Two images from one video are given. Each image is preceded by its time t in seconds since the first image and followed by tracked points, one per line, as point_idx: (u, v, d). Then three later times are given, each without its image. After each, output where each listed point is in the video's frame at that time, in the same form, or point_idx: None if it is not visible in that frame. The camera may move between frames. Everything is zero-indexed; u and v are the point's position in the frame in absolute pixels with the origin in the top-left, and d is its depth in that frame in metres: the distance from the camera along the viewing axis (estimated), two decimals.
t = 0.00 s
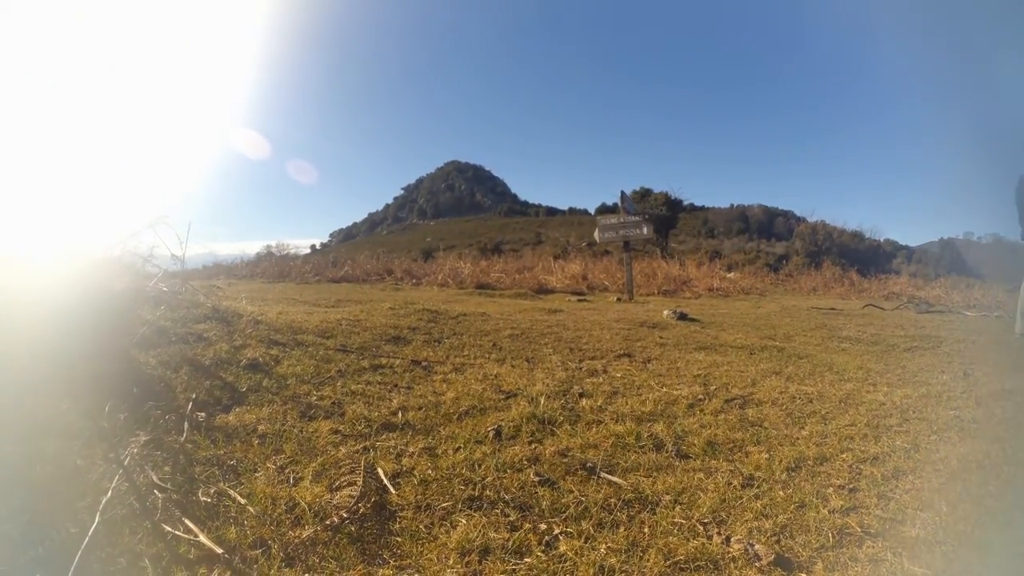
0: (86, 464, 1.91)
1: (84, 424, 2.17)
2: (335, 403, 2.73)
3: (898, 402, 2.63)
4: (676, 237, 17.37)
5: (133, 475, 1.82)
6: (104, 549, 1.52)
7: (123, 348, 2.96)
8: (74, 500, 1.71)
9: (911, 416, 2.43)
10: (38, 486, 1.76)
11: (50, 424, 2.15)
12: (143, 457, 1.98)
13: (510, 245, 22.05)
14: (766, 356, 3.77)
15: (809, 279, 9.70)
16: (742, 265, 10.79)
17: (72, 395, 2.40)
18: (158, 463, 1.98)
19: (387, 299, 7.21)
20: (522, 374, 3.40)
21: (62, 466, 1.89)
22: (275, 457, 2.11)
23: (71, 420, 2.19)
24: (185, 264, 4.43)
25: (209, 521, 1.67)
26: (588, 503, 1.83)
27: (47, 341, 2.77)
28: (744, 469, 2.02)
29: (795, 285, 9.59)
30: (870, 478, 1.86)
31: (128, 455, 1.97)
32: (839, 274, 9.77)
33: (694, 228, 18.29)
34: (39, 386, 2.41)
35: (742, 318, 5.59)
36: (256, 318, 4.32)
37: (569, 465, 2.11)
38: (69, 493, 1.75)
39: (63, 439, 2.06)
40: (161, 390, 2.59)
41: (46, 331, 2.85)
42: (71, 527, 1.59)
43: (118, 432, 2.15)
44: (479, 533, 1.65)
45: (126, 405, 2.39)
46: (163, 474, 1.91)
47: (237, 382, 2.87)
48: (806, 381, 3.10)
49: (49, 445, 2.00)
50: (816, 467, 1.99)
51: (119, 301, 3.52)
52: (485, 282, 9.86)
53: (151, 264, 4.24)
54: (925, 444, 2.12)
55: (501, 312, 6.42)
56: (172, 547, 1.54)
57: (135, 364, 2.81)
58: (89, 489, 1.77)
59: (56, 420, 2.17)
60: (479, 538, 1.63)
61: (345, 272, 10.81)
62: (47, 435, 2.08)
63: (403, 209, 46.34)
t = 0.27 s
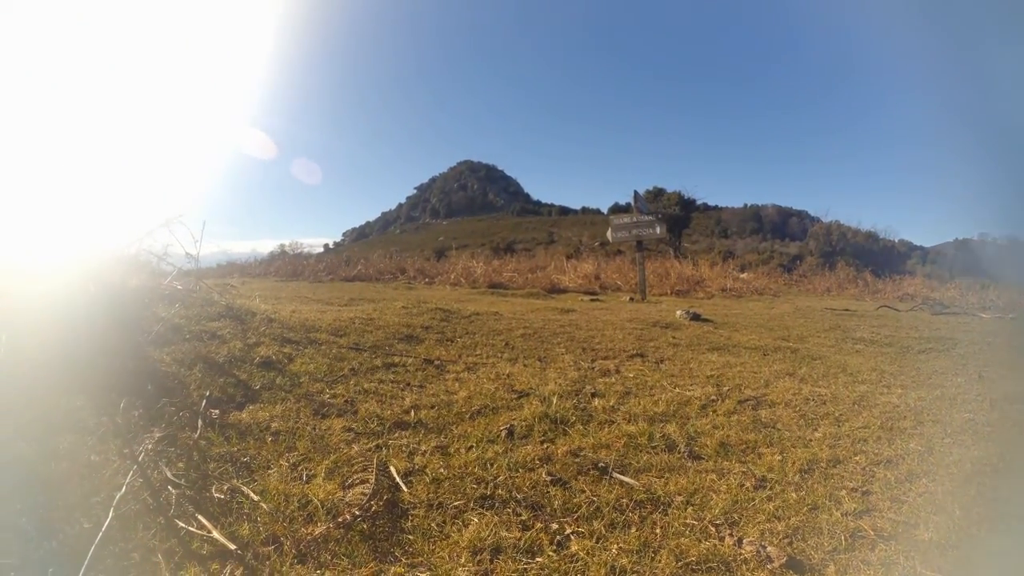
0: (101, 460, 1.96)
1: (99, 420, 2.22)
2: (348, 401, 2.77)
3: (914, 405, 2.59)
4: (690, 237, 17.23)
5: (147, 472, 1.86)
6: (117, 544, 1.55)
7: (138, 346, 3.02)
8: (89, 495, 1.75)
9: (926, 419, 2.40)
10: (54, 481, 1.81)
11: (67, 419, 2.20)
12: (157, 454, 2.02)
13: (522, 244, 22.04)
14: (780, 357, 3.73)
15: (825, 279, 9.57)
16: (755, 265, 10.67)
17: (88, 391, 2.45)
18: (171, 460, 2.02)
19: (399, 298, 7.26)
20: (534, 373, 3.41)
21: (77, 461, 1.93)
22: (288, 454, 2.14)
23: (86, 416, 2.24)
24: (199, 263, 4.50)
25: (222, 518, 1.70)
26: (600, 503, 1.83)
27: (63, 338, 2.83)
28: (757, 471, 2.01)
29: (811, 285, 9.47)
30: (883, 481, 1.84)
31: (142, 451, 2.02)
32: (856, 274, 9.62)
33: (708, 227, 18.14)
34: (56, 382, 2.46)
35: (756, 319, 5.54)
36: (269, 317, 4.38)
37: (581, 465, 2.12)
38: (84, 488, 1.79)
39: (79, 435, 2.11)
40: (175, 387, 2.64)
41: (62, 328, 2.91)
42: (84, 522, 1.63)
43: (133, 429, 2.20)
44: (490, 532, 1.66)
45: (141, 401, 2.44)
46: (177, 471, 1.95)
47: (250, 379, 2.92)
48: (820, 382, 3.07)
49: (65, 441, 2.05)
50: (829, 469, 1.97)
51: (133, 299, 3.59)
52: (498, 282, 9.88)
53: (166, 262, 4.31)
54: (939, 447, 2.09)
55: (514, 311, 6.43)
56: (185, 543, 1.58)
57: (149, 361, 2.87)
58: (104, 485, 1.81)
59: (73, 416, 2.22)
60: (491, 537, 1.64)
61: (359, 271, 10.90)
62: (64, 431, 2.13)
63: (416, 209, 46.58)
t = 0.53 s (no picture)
0: (114, 457, 2.00)
1: (113, 418, 2.26)
2: (360, 401, 2.80)
3: (927, 407, 2.56)
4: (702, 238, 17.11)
5: (160, 470, 1.89)
6: (130, 542, 1.58)
7: (151, 345, 3.07)
8: (102, 492, 1.79)
9: (939, 421, 2.37)
10: (68, 479, 1.84)
11: (80, 416, 2.24)
12: (170, 452, 2.06)
13: (534, 245, 22.03)
14: (793, 358, 3.70)
15: (840, 279, 9.45)
16: (768, 266, 10.57)
17: (101, 389, 2.49)
18: (184, 458, 2.06)
19: (410, 298, 7.31)
20: (546, 374, 3.42)
21: (91, 459, 1.97)
22: (300, 453, 2.17)
23: (100, 414, 2.29)
24: (212, 263, 4.58)
25: (234, 516, 1.73)
26: (611, 504, 1.84)
27: (77, 337, 2.88)
28: (769, 473, 2.00)
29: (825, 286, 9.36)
30: (895, 484, 1.82)
31: (155, 449, 2.05)
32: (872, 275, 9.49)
33: (720, 228, 18.00)
34: (70, 380, 2.51)
35: (768, 320, 5.50)
36: (282, 316, 4.44)
37: (591, 466, 2.12)
38: (97, 485, 1.82)
39: (92, 433, 2.15)
40: (188, 386, 2.68)
41: (75, 327, 2.96)
42: (96, 519, 1.66)
43: (146, 426, 2.24)
44: (501, 533, 1.68)
45: (155, 400, 2.49)
46: (190, 469, 1.98)
47: (263, 378, 2.97)
48: (833, 384, 3.04)
49: (78, 438, 2.09)
50: (841, 471, 1.96)
51: (146, 298, 3.65)
52: (510, 282, 9.91)
53: (179, 262, 4.39)
54: (953, 449, 2.06)
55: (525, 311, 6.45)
56: (198, 540, 1.60)
57: (163, 360, 2.93)
58: (117, 482, 1.84)
59: (87, 414, 2.27)
60: (502, 538, 1.65)
61: (370, 271, 10.98)
62: (77, 428, 2.17)
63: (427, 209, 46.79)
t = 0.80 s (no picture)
0: (127, 455, 2.03)
1: (127, 416, 2.30)
2: (372, 400, 2.84)
3: (943, 409, 2.53)
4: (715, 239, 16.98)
5: (173, 468, 1.92)
6: (143, 538, 1.60)
7: (164, 345, 3.12)
8: (116, 489, 1.81)
9: (955, 424, 2.34)
10: (82, 476, 1.88)
11: (94, 416, 2.28)
12: (183, 450, 2.10)
13: (546, 246, 22.01)
14: (806, 360, 3.67)
15: (855, 280, 9.33)
16: (782, 266, 10.46)
17: (114, 388, 2.54)
18: (197, 456, 2.09)
19: (422, 298, 7.36)
20: (557, 374, 3.43)
21: (105, 457, 2.00)
22: (312, 452, 2.20)
23: (114, 413, 2.33)
24: (225, 263, 4.65)
25: (247, 514, 1.75)
26: (623, 505, 1.84)
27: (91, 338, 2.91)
28: (781, 476, 1.99)
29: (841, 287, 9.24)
30: (908, 487, 1.80)
31: (168, 447, 2.09)
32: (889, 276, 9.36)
33: (734, 228, 17.86)
34: (84, 380, 2.56)
35: (781, 321, 5.45)
36: (295, 316, 4.50)
37: (603, 467, 2.13)
38: (111, 482, 1.85)
39: (106, 432, 2.19)
40: (201, 385, 2.73)
41: (89, 326, 3.00)
42: (110, 516, 1.68)
43: (160, 425, 2.28)
44: (512, 533, 1.69)
45: (169, 398, 2.54)
46: (203, 467, 2.02)
47: (276, 378, 3.01)
48: (847, 386, 3.01)
49: (93, 437, 2.13)
50: (854, 475, 1.94)
51: (159, 299, 3.70)
52: (521, 283, 9.93)
53: (193, 262, 4.45)
54: (969, 453, 2.04)
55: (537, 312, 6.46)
56: (212, 536, 1.63)
57: (177, 359, 2.98)
58: (130, 479, 1.87)
59: (101, 413, 2.31)
60: (513, 538, 1.66)
61: (383, 271, 11.07)
62: (91, 427, 2.21)
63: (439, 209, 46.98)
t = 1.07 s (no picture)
0: (141, 452, 2.07)
1: (141, 413, 2.35)
2: (386, 399, 2.87)
3: (960, 412, 2.50)
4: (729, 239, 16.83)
5: (187, 465, 1.96)
6: (157, 534, 1.63)
7: (177, 344, 3.17)
8: (130, 486, 1.84)
9: (972, 427, 2.30)
10: (96, 472, 1.91)
11: (108, 414, 2.33)
12: (196, 448, 2.13)
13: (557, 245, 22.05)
14: (821, 362, 3.64)
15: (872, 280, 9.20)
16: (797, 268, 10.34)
17: (129, 386, 2.59)
18: (210, 454, 2.13)
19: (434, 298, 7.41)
20: (570, 375, 3.44)
21: (119, 454, 2.04)
22: (325, 451, 2.24)
23: (129, 410, 2.38)
24: (239, 263, 4.73)
25: (260, 511, 1.78)
26: (634, 506, 1.85)
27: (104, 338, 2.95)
28: (794, 478, 1.98)
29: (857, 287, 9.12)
30: (923, 490, 1.79)
31: (182, 445, 2.13)
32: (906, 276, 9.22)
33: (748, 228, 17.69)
34: (97, 378, 2.60)
35: (796, 323, 5.39)
36: (308, 315, 4.56)
37: (616, 467, 2.14)
38: (125, 479, 1.89)
39: (120, 429, 2.23)
40: (215, 383, 2.78)
41: (105, 324, 3.06)
42: (123, 512, 1.70)
43: (174, 423, 2.32)
44: (524, 533, 1.70)
45: (183, 397, 2.58)
46: (216, 464, 2.05)
47: (290, 377, 3.06)
48: (861, 388, 2.98)
49: (108, 433, 2.17)
50: (866, 478, 1.93)
51: (172, 298, 3.75)
52: (534, 283, 9.94)
53: (207, 261, 4.51)
54: (985, 456, 2.01)
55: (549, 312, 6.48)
56: (225, 532, 1.66)
57: (191, 357, 3.03)
58: (144, 476, 1.90)
59: (115, 410, 2.36)
60: (524, 538, 1.68)
61: (395, 271, 11.15)
62: (105, 424, 2.25)
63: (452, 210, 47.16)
